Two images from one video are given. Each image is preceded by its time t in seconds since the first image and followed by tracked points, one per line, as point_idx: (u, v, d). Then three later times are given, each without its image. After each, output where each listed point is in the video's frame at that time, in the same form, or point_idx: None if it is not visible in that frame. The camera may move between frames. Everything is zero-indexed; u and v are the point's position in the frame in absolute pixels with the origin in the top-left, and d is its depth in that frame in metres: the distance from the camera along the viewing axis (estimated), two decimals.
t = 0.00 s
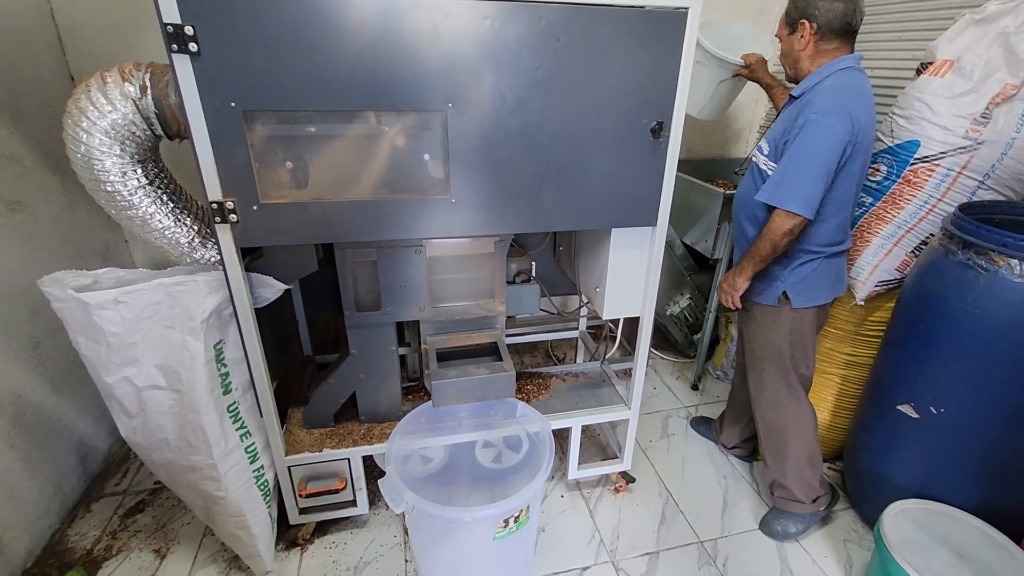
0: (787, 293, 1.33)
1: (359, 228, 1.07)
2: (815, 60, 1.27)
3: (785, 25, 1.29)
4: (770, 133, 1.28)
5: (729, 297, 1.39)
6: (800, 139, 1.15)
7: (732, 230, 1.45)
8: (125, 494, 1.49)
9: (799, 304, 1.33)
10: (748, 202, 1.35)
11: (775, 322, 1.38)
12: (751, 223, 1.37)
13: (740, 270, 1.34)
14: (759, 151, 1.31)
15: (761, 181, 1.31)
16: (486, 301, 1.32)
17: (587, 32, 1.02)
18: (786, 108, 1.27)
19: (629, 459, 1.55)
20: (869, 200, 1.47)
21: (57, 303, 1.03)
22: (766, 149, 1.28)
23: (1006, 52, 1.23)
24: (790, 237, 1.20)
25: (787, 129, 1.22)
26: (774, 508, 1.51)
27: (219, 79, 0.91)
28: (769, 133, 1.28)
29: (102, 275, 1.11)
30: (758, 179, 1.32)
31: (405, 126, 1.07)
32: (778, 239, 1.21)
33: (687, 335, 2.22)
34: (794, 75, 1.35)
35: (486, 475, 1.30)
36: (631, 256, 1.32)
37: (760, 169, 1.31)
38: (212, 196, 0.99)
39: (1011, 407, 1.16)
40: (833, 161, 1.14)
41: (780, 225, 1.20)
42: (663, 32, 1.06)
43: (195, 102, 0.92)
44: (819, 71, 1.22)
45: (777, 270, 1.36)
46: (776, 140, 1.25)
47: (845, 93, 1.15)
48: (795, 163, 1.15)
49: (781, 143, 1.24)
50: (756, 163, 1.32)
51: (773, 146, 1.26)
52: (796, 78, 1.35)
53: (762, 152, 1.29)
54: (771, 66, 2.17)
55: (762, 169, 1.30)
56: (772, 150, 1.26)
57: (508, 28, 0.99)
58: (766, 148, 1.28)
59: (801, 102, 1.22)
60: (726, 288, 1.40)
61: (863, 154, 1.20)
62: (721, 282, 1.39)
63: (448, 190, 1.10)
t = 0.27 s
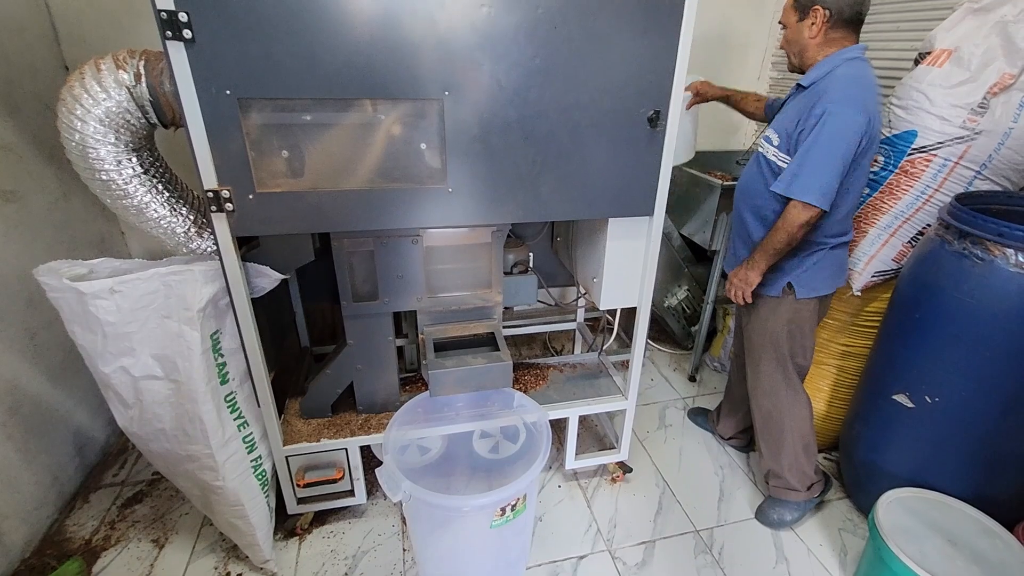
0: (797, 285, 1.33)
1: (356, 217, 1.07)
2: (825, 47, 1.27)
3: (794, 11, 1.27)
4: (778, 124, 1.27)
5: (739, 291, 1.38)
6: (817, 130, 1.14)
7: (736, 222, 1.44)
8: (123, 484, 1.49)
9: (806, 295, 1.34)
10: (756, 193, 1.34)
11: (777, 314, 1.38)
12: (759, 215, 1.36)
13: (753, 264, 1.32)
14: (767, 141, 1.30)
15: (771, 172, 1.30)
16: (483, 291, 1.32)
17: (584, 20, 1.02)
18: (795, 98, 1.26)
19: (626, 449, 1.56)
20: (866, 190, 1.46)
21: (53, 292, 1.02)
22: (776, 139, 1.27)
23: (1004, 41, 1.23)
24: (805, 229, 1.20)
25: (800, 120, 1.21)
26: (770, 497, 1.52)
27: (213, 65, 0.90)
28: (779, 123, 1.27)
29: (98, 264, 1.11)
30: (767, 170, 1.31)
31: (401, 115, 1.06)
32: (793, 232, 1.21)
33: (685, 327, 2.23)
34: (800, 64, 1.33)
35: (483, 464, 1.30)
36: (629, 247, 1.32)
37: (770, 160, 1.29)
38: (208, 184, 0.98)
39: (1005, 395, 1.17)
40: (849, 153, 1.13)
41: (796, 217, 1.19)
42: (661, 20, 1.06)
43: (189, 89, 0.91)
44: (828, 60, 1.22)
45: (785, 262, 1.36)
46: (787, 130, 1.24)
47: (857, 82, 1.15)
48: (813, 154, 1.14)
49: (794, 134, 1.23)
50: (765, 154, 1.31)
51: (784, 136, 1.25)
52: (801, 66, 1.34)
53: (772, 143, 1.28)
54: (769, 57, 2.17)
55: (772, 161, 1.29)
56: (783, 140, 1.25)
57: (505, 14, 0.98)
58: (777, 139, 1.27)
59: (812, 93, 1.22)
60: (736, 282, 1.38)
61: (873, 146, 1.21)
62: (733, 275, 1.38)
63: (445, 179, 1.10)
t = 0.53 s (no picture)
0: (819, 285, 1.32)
1: (357, 215, 1.07)
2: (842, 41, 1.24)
3: None
4: (793, 122, 1.25)
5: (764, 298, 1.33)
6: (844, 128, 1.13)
7: (746, 224, 1.41)
8: (127, 481, 1.50)
9: (828, 295, 1.33)
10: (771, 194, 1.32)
11: (785, 311, 1.38)
12: (773, 216, 1.33)
13: (779, 269, 1.28)
14: (780, 140, 1.28)
15: (788, 172, 1.28)
16: (484, 289, 1.31)
17: (585, 16, 1.02)
18: (809, 95, 1.24)
19: (628, 446, 1.56)
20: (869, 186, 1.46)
21: (55, 290, 1.03)
22: (792, 138, 1.25)
23: (1008, 35, 1.22)
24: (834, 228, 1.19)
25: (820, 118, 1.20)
26: (776, 494, 1.52)
27: (214, 63, 0.90)
28: (794, 122, 1.25)
29: (99, 263, 1.11)
30: (783, 170, 1.29)
31: (402, 112, 1.06)
32: (822, 233, 1.19)
33: (686, 324, 2.23)
34: (812, 56, 1.29)
35: (485, 462, 1.30)
36: (630, 244, 1.31)
37: (785, 160, 1.27)
38: (208, 182, 0.98)
39: (1008, 391, 1.17)
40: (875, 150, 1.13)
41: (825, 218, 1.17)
42: (662, 16, 1.05)
43: (190, 86, 0.91)
44: (841, 55, 1.21)
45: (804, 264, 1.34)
46: (804, 129, 1.23)
47: (877, 77, 1.14)
48: (842, 152, 1.13)
49: (814, 132, 1.21)
50: (779, 153, 1.29)
51: (802, 135, 1.23)
52: (810, 58, 1.30)
53: (788, 142, 1.25)
54: (771, 53, 2.16)
55: (789, 160, 1.26)
56: (801, 139, 1.23)
57: (506, 11, 0.98)
58: (793, 138, 1.25)
59: (827, 90, 1.20)
60: (760, 289, 1.33)
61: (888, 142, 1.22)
62: (760, 285, 1.33)
63: (446, 176, 1.10)
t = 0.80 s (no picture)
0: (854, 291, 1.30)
1: (361, 211, 1.07)
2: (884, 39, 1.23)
3: None
4: (832, 125, 1.22)
5: (786, 301, 1.27)
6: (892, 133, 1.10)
7: (773, 228, 1.37)
8: (133, 478, 1.51)
9: (861, 301, 1.31)
10: (804, 198, 1.28)
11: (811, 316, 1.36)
12: (806, 221, 1.30)
13: (807, 272, 1.24)
14: (816, 143, 1.25)
15: (823, 176, 1.25)
16: (489, 285, 1.31)
17: (590, 11, 1.01)
18: (847, 96, 1.21)
19: (632, 443, 1.56)
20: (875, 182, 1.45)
21: (62, 288, 1.03)
22: (831, 142, 1.22)
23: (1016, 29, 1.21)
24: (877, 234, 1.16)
25: (862, 121, 1.17)
26: (809, 519, 1.44)
27: (219, 60, 0.90)
28: (833, 125, 1.21)
29: (106, 260, 1.11)
30: (818, 174, 1.26)
31: (406, 109, 1.06)
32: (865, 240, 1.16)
33: (690, 320, 2.22)
34: (857, 52, 1.23)
35: (489, 458, 1.31)
36: (635, 240, 1.31)
37: (822, 164, 1.24)
38: (214, 179, 0.98)
39: (1015, 387, 1.16)
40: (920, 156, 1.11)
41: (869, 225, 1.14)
42: (667, 11, 1.05)
43: (195, 84, 0.91)
44: (880, 55, 1.18)
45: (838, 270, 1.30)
46: (844, 132, 1.20)
47: (921, 80, 1.12)
48: (890, 158, 1.10)
49: (855, 136, 1.18)
50: (814, 156, 1.25)
51: (843, 139, 1.20)
52: (853, 55, 1.24)
53: (827, 146, 1.22)
54: (775, 48, 2.15)
55: (826, 164, 1.23)
56: (840, 143, 1.21)
57: (510, 6, 0.98)
58: (832, 141, 1.22)
59: (868, 91, 1.17)
60: (783, 291, 1.27)
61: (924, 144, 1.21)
62: (778, 286, 1.28)
63: (451, 173, 1.10)
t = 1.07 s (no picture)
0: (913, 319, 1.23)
1: (367, 210, 1.08)
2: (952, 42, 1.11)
3: None
4: (899, 142, 1.11)
5: (850, 345, 1.20)
6: (971, 158, 1.01)
7: (824, 248, 1.29)
8: (140, 475, 1.52)
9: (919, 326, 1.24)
10: (864, 220, 1.20)
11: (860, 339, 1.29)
12: (862, 242, 1.22)
13: (872, 318, 1.16)
14: (877, 160, 1.15)
15: (885, 197, 1.16)
16: (493, 284, 1.32)
17: (594, 10, 1.01)
18: (914, 109, 1.11)
19: (636, 441, 1.57)
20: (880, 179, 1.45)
21: (71, 287, 1.04)
22: (897, 161, 1.12)
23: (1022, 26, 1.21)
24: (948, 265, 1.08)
25: (933, 140, 1.07)
26: (819, 526, 1.41)
27: (226, 59, 0.91)
28: (899, 142, 1.11)
29: (114, 259, 1.12)
30: (879, 194, 1.17)
31: (411, 107, 1.06)
32: (936, 273, 1.08)
33: (693, 319, 2.23)
34: (920, 56, 1.11)
35: (494, 456, 1.31)
36: (639, 238, 1.31)
37: (884, 183, 1.15)
38: (221, 178, 0.99)
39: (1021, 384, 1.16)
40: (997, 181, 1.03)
41: (943, 257, 1.06)
42: (672, 9, 1.05)
43: (202, 84, 0.92)
44: (949, 65, 1.08)
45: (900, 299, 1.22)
46: (910, 151, 1.10)
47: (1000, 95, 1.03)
48: (969, 184, 1.01)
49: (925, 156, 1.09)
50: (875, 175, 1.16)
51: (910, 158, 1.11)
52: (915, 58, 1.12)
53: (891, 165, 1.13)
54: (779, 45, 2.15)
55: (889, 185, 1.14)
56: (907, 163, 1.11)
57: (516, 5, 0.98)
58: (897, 161, 1.12)
59: (940, 105, 1.07)
60: (848, 336, 1.20)
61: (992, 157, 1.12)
62: (844, 330, 1.20)
63: (456, 171, 1.10)
